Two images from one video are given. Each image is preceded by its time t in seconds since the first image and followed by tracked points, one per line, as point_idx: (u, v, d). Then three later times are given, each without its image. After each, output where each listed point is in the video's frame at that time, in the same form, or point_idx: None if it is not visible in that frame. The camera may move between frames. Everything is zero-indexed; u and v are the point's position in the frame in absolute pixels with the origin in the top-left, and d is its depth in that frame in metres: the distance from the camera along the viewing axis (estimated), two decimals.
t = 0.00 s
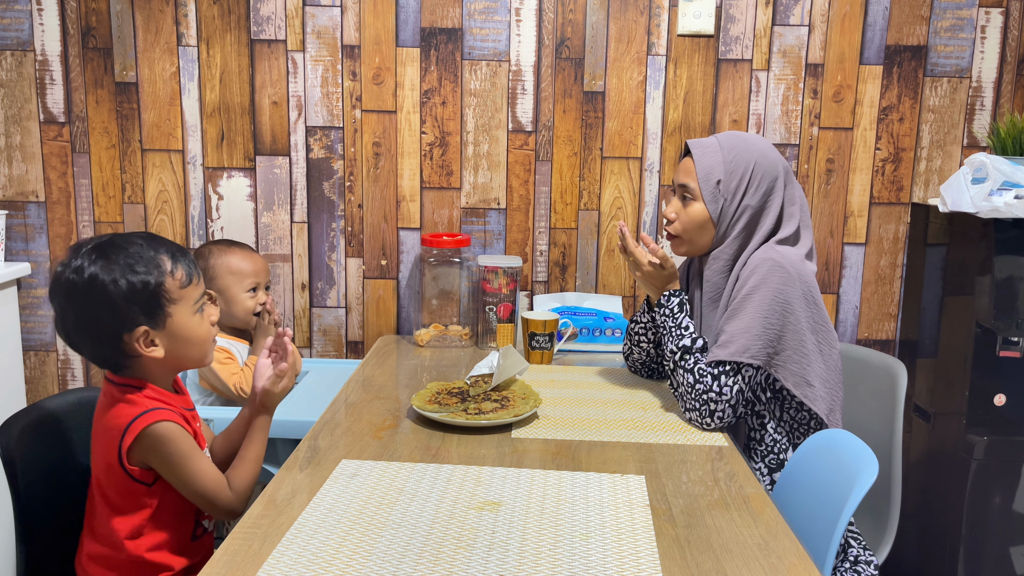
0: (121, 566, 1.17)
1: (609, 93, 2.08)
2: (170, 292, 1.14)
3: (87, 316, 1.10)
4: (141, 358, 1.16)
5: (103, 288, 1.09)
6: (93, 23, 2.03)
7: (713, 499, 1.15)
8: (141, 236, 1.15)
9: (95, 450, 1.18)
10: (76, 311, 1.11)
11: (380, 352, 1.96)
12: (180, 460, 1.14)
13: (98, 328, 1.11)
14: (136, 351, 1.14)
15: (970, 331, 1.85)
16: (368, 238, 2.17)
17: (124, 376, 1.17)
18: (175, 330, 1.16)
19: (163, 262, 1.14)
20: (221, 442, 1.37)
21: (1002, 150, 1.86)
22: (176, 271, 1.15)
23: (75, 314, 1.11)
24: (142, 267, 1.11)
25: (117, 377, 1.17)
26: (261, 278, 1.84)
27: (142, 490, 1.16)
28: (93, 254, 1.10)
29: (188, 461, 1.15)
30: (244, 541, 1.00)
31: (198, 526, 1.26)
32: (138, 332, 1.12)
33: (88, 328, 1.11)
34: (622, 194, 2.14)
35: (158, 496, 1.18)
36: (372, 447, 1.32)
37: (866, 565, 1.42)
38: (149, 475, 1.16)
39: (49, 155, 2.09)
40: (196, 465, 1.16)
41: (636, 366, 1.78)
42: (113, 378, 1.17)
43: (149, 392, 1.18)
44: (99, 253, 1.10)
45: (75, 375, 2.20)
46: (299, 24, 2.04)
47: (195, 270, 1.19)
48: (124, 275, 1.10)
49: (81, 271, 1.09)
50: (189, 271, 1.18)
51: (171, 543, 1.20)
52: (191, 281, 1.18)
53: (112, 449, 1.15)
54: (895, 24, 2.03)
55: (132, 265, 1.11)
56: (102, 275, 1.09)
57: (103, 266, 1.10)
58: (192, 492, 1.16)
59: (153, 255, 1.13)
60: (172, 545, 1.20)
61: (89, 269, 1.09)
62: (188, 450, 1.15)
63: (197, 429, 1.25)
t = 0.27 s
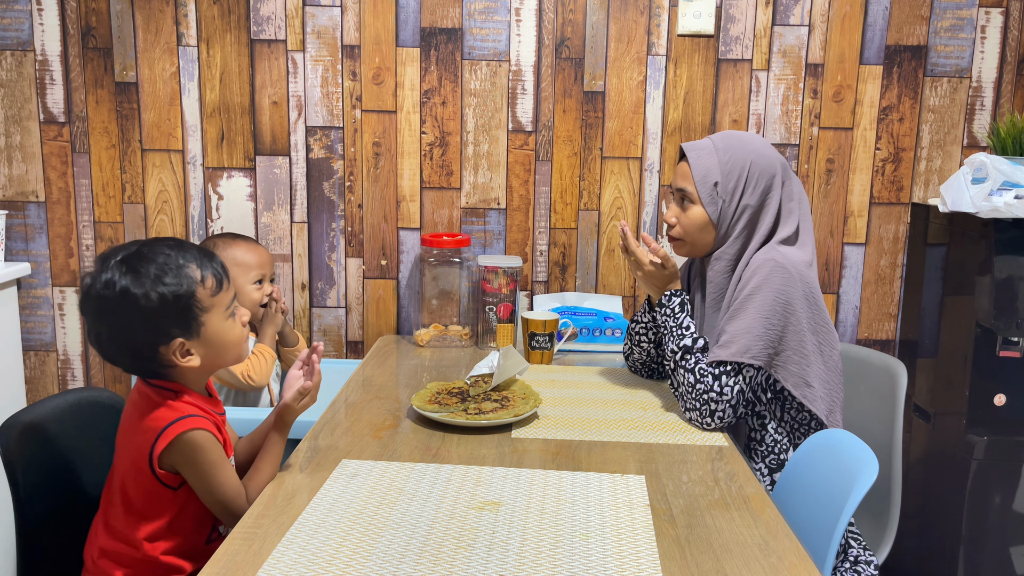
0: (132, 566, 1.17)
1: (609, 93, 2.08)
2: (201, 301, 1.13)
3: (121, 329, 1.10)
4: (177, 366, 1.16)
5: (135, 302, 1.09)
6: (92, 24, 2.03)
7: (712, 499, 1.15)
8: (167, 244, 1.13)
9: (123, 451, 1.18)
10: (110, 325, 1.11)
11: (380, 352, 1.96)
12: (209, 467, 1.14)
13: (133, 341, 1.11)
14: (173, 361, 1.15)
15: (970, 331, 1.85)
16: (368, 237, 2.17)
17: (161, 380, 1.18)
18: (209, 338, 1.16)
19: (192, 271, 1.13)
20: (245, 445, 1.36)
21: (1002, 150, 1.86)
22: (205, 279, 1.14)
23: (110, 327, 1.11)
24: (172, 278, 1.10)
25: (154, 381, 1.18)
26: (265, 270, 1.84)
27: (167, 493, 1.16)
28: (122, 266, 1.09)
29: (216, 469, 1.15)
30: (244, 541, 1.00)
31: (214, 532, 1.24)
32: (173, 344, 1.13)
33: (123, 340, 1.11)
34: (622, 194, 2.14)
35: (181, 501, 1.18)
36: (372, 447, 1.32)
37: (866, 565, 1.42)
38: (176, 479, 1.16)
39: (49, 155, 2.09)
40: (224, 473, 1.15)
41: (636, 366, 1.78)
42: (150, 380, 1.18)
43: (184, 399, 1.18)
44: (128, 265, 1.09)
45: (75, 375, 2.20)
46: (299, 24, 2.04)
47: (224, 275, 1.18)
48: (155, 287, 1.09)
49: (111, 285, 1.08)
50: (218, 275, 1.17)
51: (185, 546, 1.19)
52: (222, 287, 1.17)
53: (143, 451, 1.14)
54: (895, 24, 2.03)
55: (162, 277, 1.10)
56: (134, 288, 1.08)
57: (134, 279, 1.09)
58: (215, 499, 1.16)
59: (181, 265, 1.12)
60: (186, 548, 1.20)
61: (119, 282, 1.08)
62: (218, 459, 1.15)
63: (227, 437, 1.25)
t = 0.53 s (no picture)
0: (133, 571, 1.15)
1: (609, 93, 2.08)
2: (235, 313, 1.14)
3: (151, 325, 1.10)
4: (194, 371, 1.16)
5: (173, 300, 1.08)
6: (93, 23, 2.03)
7: (712, 499, 1.15)
8: (214, 251, 1.14)
9: (129, 456, 1.17)
10: (140, 318, 1.10)
11: (380, 352, 1.96)
12: (220, 473, 1.14)
13: (159, 339, 1.11)
14: (190, 363, 1.14)
15: (970, 331, 1.85)
16: (368, 238, 2.17)
17: (173, 384, 1.17)
18: (234, 352, 1.16)
19: (233, 283, 1.13)
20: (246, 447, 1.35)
21: (1002, 150, 1.86)
22: (243, 293, 1.15)
23: (139, 320, 1.10)
24: (214, 287, 1.11)
25: (164, 384, 1.17)
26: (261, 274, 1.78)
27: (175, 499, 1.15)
28: (168, 264, 1.09)
29: (227, 474, 1.15)
30: (244, 541, 1.00)
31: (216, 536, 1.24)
32: (198, 350, 1.12)
33: (148, 335, 1.11)
34: (622, 194, 2.14)
35: (187, 507, 1.17)
36: (372, 447, 1.32)
37: (866, 565, 1.42)
38: (185, 485, 1.15)
39: (49, 155, 2.09)
40: (235, 479, 1.15)
41: (636, 366, 1.78)
42: (160, 384, 1.17)
43: (195, 403, 1.18)
44: (174, 264, 1.09)
45: (75, 375, 2.20)
46: (299, 24, 2.04)
47: (260, 292, 1.18)
48: (196, 292, 1.09)
49: (152, 280, 1.08)
50: (255, 291, 1.17)
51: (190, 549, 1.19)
52: (256, 303, 1.17)
53: (153, 457, 1.13)
54: (895, 25, 2.04)
55: (204, 281, 1.10)
56: (175, 288, 1.08)
57: (178, 279, 1.09)
58: (224, 505, 1.15)
59: (225, 274, 1.12)
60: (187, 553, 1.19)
61: (162, 279, 1.08)
62: (229, 464, 1.15)
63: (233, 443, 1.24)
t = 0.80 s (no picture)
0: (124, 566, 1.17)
1: (609, 93, 2.08)
2: (236, 317, 1.15)
3: (154, 318, 1.11)
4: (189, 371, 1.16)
5: (178, 296, 1.10)
6: (93, 24, 2.03)
7: (712, 499, 1.15)
8: (223, 254, 1.16)
9: (122, 454, 1.18)
10: (143, 311, 1.11)
11: (380, 352, 1.96)
12: (203, 474, 1.14)
13: (159, 334, 1.12)
14: (186, 362, 1.14)
15: (970, 331, 1.85)
16: (368, 238, 2.17)
17: (165, 384, 1.18)
18: (230, 355, 1.17)
19: (239, 287, 1.15)
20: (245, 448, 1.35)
21: (1002, 150, 1.86)
22: (248, 298, 1.16)
23: (142, 314, 1.12)
24: (219, 287, 1.12)
25: (158, 383, 1.18)
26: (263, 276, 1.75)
27: (162, 498, 1.16)
28: (178, 262, 1.11)
29: (211, 476, 1.14)
30: (244, 541, 1.00)
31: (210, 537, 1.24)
32: (195, 348, 1.13)
33: (150, 330, 1.12)
34: (622, 194, 2.14)
35: (176, 505, 1.18)
36: (372, 447, 1.32)
37: (866, 565, 1.42)
38: (172, 484, 1.16)
39: (49, 155, 2.09)
40: (219, 480, 1.15)
41: (636, 366, 1.78)
42: (153, 383, 1.18)
43: (185, 403, 1.18)
44: (183, 262, 1.12)
45: (75, 375, 2.20)
46: (299, 24, 2.04)
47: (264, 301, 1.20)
48: (201, 290, 1.11)
49: (160, 275, 1.10)
50: (258, 298, 1.19)
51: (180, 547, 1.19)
52: (259, 310, 1.19)
53: (140, 455, 1.14)
54: (895, 24, 2.03)
55: (210, 281, 1.12)
56: (182, 284, 1.10)
57: (186, 276, 1.11)
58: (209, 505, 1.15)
59: (231, 277, 1.14)
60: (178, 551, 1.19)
61: (170, 275, 1.10)
62: (212, 466, 1.14)
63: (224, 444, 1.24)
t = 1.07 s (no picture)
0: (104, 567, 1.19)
1: (609, 93, 2.08)
2: (216, 330, 1.18)
3: (136, 333, 1.15)
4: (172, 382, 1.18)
5: (159, 311, 1.14)
6: (93, 23, 2.03)
7: (712, 499, 1.15)
8: (204, 271, 1.20)
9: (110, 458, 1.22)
10: (127, 327, 1.15)
11: (380, 352, 1.96)
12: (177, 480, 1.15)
13: (142, 348, 1.15)
14: (169, 376, 1.17)
15: (970, 331, 1.85)
16: (368, 238, 2.17)
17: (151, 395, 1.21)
18: (211, 366, 1.19)
19: (218, 301, 1.18)
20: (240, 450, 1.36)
21: (1002, 150, 1.86)
22: (227, 312, 1.19)
23: (126, 329, 1.15)
24: (199, 301, 1.16)
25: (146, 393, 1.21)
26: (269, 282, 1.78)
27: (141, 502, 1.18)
28: (159, 279, 1.16)
29: (186, 483, 1.15)
30: (244, 541, 1.00)
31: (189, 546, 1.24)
32: (175, 361, 1.15)
33: (133, 345, 1.15)
34: (622, 194, 2.14)
35: (155, 511, 1.20)
36: (372, 447, 1.32)
37: (866, 565, 1.42)
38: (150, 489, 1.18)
39: (49, 155, 2.09)
40: (194, 487, 1.15)
41: (636, 366, 1.78)
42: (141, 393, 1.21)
43: (167, 413, 1.20)
44: (164, 279, 1.16)
45: (75, 375, 2.20)
46: (299, 24, 2.04)
47: (244, 315, 1.23)
48: (181, 305, 1.14)
49: (143, 292, 1.14)
50: (239, 313, 1.21)
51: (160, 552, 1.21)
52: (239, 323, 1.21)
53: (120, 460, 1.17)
54: (895, 25, 2.04)
55: (190, 296, 1.16)
56: (163, 300, 1.14)
57: (166, 292, 1.15)
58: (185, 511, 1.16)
59: (211, 292, 1.18)
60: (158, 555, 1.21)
61: (152, 291, 1.14)
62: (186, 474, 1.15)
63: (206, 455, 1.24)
